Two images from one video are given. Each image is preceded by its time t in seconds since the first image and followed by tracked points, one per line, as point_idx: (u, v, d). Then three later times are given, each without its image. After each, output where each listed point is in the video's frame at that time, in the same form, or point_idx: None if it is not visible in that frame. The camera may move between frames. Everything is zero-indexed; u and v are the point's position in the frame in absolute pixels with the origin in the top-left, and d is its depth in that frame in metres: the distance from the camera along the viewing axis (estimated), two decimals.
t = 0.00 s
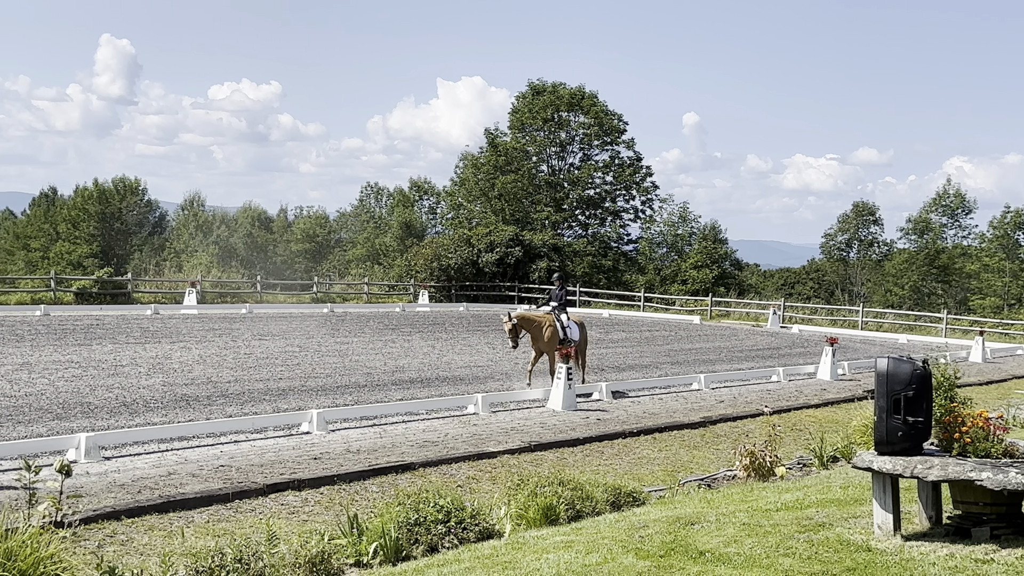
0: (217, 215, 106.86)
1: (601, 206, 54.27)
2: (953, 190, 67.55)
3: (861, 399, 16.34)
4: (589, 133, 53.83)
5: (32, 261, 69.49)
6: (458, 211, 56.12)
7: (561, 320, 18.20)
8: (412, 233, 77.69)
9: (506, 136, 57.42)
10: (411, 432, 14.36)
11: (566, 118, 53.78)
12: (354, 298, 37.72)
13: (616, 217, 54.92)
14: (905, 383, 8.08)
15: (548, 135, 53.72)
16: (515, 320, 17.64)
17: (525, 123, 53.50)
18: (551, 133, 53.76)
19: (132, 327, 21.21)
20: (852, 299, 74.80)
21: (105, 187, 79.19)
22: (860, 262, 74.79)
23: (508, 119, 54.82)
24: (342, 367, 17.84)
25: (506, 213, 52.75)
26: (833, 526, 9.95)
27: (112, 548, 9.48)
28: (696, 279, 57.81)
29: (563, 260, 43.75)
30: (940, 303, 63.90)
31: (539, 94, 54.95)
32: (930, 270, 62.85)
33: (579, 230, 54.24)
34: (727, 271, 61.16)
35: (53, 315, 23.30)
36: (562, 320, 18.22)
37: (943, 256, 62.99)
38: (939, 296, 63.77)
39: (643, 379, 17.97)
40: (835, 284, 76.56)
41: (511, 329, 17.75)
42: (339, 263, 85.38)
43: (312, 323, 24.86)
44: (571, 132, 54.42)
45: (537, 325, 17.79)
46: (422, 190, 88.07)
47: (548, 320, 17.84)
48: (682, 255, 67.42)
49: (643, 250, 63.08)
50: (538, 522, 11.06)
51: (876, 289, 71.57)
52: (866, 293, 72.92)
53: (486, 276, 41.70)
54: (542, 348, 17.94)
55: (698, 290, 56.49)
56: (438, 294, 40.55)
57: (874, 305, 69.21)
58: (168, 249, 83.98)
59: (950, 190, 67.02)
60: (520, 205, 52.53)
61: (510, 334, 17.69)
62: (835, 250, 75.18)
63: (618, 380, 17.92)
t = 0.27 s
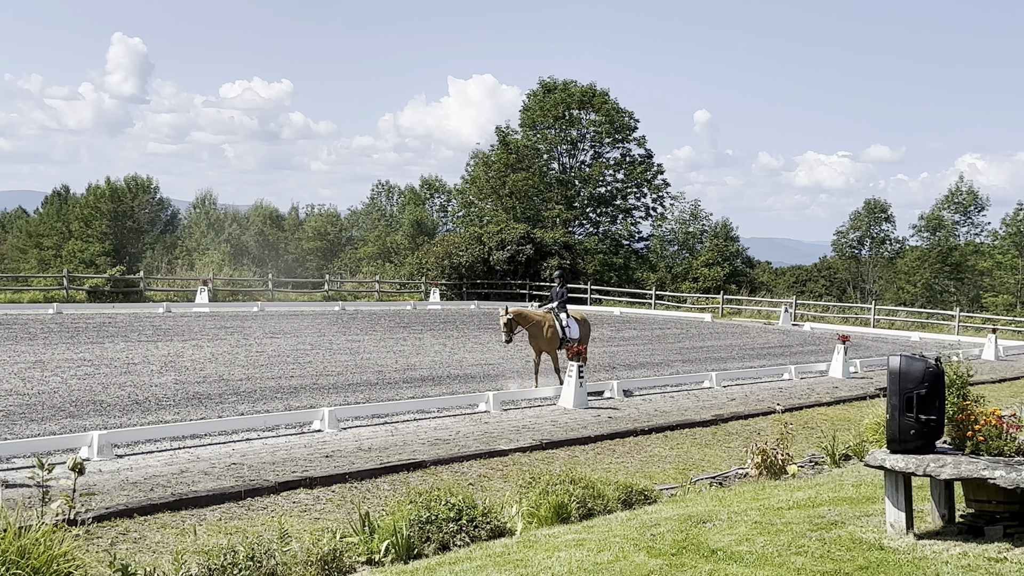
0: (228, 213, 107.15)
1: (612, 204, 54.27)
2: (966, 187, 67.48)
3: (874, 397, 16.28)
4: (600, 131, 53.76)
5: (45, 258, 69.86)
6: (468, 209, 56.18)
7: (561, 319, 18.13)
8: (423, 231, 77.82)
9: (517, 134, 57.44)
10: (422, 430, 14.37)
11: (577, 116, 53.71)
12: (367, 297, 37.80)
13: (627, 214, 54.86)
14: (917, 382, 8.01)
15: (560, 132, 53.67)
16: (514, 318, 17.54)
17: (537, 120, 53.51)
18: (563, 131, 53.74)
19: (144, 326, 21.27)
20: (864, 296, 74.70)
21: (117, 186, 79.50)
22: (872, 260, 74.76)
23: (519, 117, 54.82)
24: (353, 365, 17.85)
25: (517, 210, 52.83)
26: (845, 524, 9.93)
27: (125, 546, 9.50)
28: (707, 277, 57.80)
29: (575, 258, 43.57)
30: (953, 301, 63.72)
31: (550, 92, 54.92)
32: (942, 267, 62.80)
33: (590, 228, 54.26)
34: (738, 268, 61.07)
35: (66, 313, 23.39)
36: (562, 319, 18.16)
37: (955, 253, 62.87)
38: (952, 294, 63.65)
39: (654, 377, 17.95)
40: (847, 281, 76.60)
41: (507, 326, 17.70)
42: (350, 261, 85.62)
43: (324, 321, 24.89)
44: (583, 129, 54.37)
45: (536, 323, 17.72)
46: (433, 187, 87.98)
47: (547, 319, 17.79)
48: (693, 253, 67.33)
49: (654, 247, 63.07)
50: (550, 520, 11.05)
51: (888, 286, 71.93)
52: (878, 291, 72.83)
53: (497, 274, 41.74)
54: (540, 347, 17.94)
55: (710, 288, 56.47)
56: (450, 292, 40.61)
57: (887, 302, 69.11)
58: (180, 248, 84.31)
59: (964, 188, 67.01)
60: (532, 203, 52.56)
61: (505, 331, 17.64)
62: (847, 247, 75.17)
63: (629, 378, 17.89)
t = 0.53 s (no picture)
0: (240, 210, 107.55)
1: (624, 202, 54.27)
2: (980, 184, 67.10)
3: (887, 395, 16.25)
4: (612, 128, 53.71)
5: (60, 256, 70.30)
6: (480, 207, 56.30)
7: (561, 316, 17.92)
8: (435, 228, 77.98)
9: (529, 132, 57.50)
10: (434, 428, 14.39)
11: (589, 113, 53.70)
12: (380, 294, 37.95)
13: (639, 212, 54.85)
14: (931, 380, 7.80)
15: (572, 130, 53.68)
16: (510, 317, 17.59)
17: (549, 118, 53.56)
18: (575, 129, 53.74)
19: (158, 323, 21.35)
20: (877, 294, 74.65)
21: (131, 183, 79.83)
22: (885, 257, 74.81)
23: (532, 115, 54.92)
24: (365, 363, 17.88)
25: (530, 208, 52.94)
26: (858, 522, 9.92)
27: (138, 542, 9.52)
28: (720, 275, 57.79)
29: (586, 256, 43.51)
30: (967, 299, 63.58)
31: (562, 89, 54.95)
32: (956, 265, 62.84)
33: (603, 226, 54.29)
34: (751, 267, 61.01)
35: (80, 311, 23.50)
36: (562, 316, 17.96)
37: (969, 251, 62.79)
38: (965, 292, 63.56)
39: (666, 375, 17.94)
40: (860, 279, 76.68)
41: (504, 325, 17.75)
42: (363, 259, 85.90)
43: (338, 318, 24.96)
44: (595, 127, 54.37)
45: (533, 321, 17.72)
46: (445, 185, 88.07)
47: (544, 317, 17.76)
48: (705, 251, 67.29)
49: (666, 246, 62.98)
50: (562, 517, 11.05)
51: (902, 284, 71.74)
52: (891, 289, 72.79)
53: (509, 272, 41.80)
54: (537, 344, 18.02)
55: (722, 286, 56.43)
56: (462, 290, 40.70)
57: (900, 299, 69.03)
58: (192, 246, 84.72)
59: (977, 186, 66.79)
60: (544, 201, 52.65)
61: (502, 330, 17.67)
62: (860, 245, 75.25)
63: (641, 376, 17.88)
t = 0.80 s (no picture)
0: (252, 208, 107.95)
1: (637, 199, 54.24)
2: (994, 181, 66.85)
3: (901, 392, 16.21)
4: (625, 126, 53.67)
5: (73, 253, 70.64)
6: (493, 204, 56.38)
7: (559, 311, 17.67)
8: (448, 226, 78.06)
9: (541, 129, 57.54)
10: (447, 425, 14.40)
11: (602, 111, 53.69)
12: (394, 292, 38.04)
13: (652, 210, 54.82)
14: (945, 377, 7.71)
15: (585, 127, 53.68)
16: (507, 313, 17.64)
17: (562, 116, 53.56)
18: (587, 126, 53.72)
19: (171, 320, 21.40)
20: (890, 292, 74.54)
21: (145, 181, 80.15)
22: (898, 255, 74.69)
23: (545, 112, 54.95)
24: (378, 361, 17.90)
25: (543, 206, 52.98)
26: (872, 520, 9.88)
27: (152, 539, 9.54)
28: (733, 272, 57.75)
29: (599, 254, 43.42)
30: (981, 297, 63.42)
31: (575, 87, 54.94)
32: (970, 262, 62.69)
33: (615, 223, 54.29)
34: (764, 264, 60.93)
35: (93, 307, 23.58)
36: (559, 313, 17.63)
37: (983, 249, 62.67)
38: (979, 290, 63.40)
39: (679, 373, 17.93)
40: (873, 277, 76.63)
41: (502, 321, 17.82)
42: (375, 257, 86.16)
43: (350, 315, 25.00)
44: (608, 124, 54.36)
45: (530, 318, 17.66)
46: (458, 183, 87.98)
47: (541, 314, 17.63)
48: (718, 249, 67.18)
49: (678, 244, 62.97)
50: (575, 515, 11.04)
51: (914, 282, 71.61)
52: (905, 286, 72.69)
53: (522, 270, 41.84)
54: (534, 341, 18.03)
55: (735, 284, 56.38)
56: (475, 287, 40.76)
57: (914, 297, 68.92)
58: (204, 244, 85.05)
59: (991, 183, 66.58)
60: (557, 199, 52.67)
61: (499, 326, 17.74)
62: (874, 243, 75.14)
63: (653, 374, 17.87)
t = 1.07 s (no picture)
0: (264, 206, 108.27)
1: (650, 196, 54.16)
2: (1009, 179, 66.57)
3: (915, 390, 16.16)
4: (638, 123, 53.58)
5: (88, 250, 71.11)
6: (506, 202, 56.41)
7: (558, 308, 17.60)
8: (461, 223, 78.06)
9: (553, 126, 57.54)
10: (460, 422, 14.40)
11: (616, 108, 53.63)
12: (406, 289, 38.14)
13: (665, 207, 54.72)
14: (959, 375, 7.66)
15: (598, 124, 53.63)
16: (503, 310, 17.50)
17: (574, 112, 53.51)
18: (600, 123, 53.66)
19: (185, 317, 21.47)
20: (904, 290, 74.33)
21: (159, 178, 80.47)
22: (912, 252, 74.47)
23: (558, 109, 54.94)
24: (391, 357, 17.93)
25: (556, 203, 52.99)
26: (885, 519, 9.85)
27: (166, 535, 9.55)
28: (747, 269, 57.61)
29: (612, 251, 43.35)
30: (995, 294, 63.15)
31: (588, 84, 54.89)
32: (985, 260, 62.46)
33: (628, 220, 54.24)
34: (777, 261, 60.74)
35: (108, 304, 23.68)
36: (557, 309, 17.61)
37: (998, 247, 62.42)
38: (994, 287, 63.12)
39: (692, 370, 17.92)
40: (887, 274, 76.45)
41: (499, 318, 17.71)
42: (387, 254, 86.32)
43: (364, 312, 25.06)
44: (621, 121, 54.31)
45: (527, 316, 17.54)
46: (471, 180, 87.78)
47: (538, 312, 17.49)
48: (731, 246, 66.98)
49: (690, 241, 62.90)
50: (588, 512, 11.03)
51: (929, 280, 71.36)
52: (919, 284, 72.46)
53: (535, 267, 41.86)
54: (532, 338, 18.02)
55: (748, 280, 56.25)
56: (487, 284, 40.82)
57: (929, 295, 68.69)
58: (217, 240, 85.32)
59: (1006, 180, 66.27)
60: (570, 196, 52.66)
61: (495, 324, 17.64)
62: (888, 240, 74.95)
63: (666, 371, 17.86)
